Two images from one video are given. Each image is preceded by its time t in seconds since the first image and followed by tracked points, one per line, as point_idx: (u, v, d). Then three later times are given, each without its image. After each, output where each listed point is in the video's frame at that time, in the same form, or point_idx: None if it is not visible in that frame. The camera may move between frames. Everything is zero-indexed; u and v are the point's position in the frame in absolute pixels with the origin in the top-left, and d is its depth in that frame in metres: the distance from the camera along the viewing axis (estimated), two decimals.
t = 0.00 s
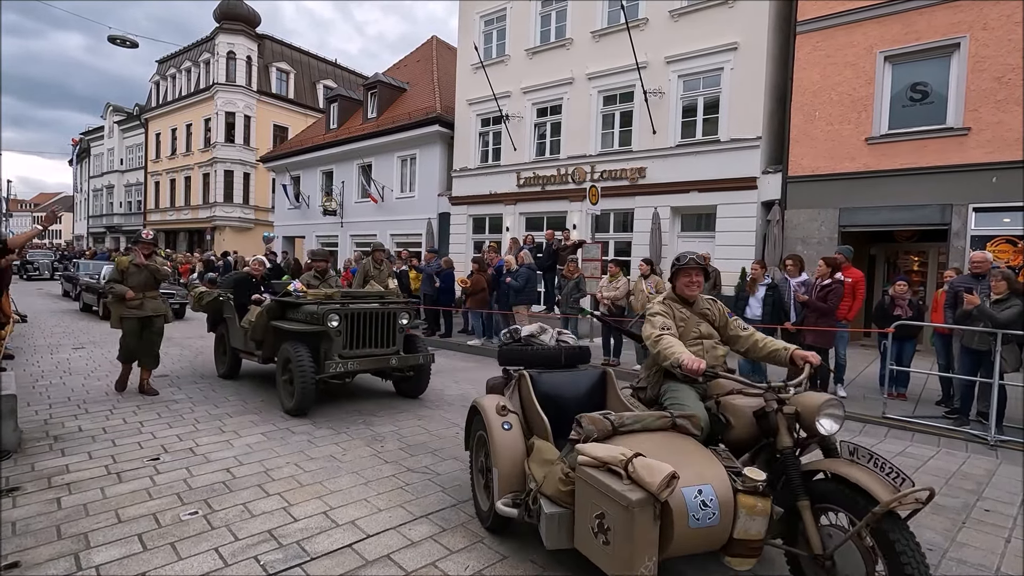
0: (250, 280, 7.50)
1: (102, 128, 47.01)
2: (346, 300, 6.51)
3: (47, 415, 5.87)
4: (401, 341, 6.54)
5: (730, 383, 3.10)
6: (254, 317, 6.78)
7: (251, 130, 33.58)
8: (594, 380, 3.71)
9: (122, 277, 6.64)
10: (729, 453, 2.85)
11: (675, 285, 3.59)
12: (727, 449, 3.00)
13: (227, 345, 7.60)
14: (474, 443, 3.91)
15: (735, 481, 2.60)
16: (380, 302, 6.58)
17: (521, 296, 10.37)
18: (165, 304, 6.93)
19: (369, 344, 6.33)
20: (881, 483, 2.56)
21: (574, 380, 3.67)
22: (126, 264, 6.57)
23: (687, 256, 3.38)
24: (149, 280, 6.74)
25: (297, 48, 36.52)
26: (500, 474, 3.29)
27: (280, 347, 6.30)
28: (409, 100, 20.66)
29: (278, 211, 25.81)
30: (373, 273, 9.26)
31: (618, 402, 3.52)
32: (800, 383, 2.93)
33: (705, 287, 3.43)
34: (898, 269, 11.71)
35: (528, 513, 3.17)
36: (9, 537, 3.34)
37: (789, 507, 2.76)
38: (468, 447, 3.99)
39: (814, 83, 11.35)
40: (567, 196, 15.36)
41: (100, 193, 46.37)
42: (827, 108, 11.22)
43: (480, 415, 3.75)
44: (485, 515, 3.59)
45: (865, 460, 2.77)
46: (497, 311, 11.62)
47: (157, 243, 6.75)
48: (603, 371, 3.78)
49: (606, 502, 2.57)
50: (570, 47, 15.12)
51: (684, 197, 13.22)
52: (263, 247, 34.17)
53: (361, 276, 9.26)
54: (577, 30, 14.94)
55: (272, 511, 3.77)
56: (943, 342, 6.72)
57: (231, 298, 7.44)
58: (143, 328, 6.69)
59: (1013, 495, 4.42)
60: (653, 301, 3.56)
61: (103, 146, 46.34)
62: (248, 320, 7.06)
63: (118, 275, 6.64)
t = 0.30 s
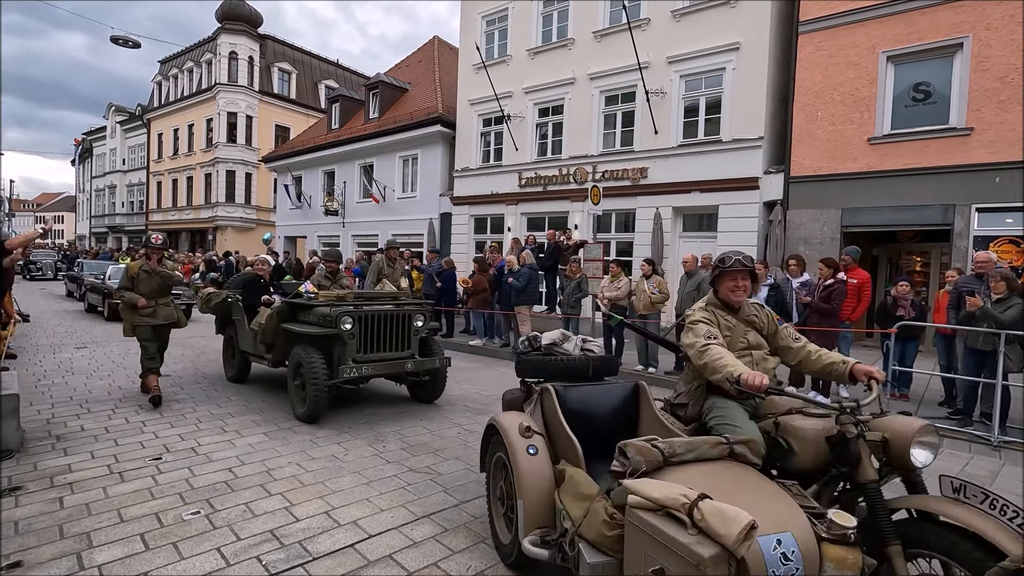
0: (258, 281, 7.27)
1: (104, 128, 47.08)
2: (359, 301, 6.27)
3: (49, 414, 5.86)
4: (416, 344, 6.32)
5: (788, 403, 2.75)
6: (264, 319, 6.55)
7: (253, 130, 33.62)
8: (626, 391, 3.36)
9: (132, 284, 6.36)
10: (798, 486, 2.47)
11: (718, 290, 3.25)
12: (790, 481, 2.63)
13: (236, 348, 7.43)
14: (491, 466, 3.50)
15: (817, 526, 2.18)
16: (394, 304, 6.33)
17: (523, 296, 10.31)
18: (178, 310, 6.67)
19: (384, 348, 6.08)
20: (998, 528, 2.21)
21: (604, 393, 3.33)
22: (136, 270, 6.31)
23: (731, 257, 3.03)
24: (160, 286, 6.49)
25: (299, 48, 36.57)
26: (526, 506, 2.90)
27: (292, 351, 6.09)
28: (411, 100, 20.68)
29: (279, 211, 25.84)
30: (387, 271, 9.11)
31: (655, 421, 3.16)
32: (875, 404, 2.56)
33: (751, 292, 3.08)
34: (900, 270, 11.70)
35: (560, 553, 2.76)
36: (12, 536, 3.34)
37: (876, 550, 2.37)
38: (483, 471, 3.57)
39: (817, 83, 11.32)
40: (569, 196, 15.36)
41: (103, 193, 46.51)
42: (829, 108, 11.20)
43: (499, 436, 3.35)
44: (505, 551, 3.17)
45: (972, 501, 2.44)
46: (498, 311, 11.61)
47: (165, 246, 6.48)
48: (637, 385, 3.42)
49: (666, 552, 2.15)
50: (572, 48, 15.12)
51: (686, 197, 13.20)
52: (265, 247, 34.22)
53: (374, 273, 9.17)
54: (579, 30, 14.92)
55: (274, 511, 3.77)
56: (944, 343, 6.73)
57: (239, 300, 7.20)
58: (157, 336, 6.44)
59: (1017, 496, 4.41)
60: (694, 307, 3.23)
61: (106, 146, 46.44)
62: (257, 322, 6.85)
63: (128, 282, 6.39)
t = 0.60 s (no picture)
0: (267, 282, 7.25)
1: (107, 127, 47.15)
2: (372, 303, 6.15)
3: (52, 414, 5.86)
4: (430, 348, 6.21)
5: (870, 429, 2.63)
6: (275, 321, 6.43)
7: (256, 130, 33.65)
8: (663, 409, 3.14)
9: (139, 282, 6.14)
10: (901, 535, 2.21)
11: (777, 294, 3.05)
12: (870, 517, 2.39)
13: (244, 351, 7.26)
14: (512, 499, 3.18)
15: None
16: (408, 305, 6.21)
17: (525, 296, 10.27)
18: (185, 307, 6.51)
19: (397, 352, 5.97)
20: None
21: (640, 413, 3.11)
22: (144, 269, 6.08)
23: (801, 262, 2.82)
24: (169, 284, 6.29)
25: (301, 48, 36.60)
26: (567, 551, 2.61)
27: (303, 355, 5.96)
28: (413, 100, 20.67)
29: (281, 211, 25.86)
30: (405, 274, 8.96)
31: (699, 443, 2.92)
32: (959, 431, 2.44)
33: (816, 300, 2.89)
34: (902, 270, 11.95)
35: None
36: (14, 536, 3.34)
37: None
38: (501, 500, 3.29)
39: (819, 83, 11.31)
40: (570, 196, 15.34)
41: (105, 193, 46.63)
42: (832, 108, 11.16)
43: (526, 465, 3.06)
44: None
45: None
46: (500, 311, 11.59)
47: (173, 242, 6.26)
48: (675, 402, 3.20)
49: None
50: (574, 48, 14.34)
51: (687, 197, 13.46)
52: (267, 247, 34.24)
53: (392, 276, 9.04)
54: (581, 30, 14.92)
55: (276, 511, 3.77)
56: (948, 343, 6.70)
57: (247, 301, 7.15)
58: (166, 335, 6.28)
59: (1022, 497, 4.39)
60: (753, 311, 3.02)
61: (108, 146, 46.53)
62: (267, 325, 6.69)
63: (134, 280, 6.13)
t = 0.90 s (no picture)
0: (279, 282, 6.94)
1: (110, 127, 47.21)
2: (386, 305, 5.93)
3: (55, 414, 5.87)
4: (446, 351, 5.99)
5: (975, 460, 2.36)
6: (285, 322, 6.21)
7: (258, 129, 33.70)
8: (717, 431, 2.71)
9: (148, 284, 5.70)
10: None
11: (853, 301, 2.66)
12: (991, 573, 2.03)
13: (253, 353, 7.04)
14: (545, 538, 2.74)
15: None
16: (422, 308, 5.98)
17: (527, 296, 10.25)
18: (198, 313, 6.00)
19: (412, 356, 5.73)
20: None
21: (693, 437, 2.67)
22: (152, 270, 5.66)
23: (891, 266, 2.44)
24: (179, 287, 5.83)
25: (303, 48, 36.66)
26: None
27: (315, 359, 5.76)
28: (415, 100, 20.70)
29: (283, 211, 25.88)
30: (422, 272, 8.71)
31: (765, 475, 2.49)
32: None
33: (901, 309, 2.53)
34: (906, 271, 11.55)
35: None
36: (19, 535, 3.35)
37: None
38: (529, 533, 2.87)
39: (822, 83, 11.21)
40: (572, 197, 15.32)
41: (108, 193, 46.68)
42: (835, 108, 11.16)
43: (560, 498, 2.64)
44: None
45: None
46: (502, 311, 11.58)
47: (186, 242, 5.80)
48: (729, 423, 2.77)
49: None
50: (577, 48, 14.98)
51: (689, 197, 13.18)
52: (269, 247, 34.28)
53: (407, 275, 8.83)
54: (584, 30, 14.90)
55: (279, 510, 3.77)
56: (950, 344, 6.60)
57: (257, 302, 6.87)
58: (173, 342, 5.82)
59: None
60: (826, 317, 2.64)
61: (111, 146, 46.60)
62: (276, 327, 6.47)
63: (143, 281, 5.74)
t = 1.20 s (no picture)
0: (287, 282, 6.74)
1: (111, 127, 47.23)
2: (400, 306, 5.65)
3: (57, 413, 5.86)
4: (462, 355, 5.73)
5: None
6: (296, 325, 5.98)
7: (259, 129, 33.67)
8: (791, 459, 2.32)
9: (159, 285, 5.49)
10: None
11: (952, 310, 2.38)
12: None
13: (262, 355, 6.85)
14: None
15: None
16: (437, 309, 5.72)
17: (529, 297, 10.23)
18: (210, 315, 5.77)
19: (428, 360, 5.47)
20: None
21: (764, 468, 2.28)
22: (163, 270, 5.45)
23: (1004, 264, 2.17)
24: (191, 289, 5.60)
25: (304, 48, 36.70)
26: None
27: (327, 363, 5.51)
28: (416, 100, 20.72)
29: (284, 211, 25.89)
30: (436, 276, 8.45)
31: (849, 512, 2.13)
32: None
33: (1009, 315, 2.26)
34: (908, 270, 11.67)
35: None
36: (21, 535, 3.36)
37: None
38: None
39: (824, 83, 11.32)
40: (573, 197, 15.29)
41: (110, 193, 46.72)
42: (837, 108, 11.15)
43: (619, 547, 2.30)
44: None
45: None
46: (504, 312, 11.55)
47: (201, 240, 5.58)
48: (800, 449, 2.38)
49: None
50: (579, 47, 15.11)
51: (691, 197, 13.16)
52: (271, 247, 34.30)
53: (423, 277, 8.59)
54: (585, 30, 14.91)
55: (281, 510, 3.77)
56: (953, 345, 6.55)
57: (266, 304, 6.74)
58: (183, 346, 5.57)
59: None
60: (928, 324, 2.25)
61: (112, 145, 46.61)
62: (286, 329, 6.29)
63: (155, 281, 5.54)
